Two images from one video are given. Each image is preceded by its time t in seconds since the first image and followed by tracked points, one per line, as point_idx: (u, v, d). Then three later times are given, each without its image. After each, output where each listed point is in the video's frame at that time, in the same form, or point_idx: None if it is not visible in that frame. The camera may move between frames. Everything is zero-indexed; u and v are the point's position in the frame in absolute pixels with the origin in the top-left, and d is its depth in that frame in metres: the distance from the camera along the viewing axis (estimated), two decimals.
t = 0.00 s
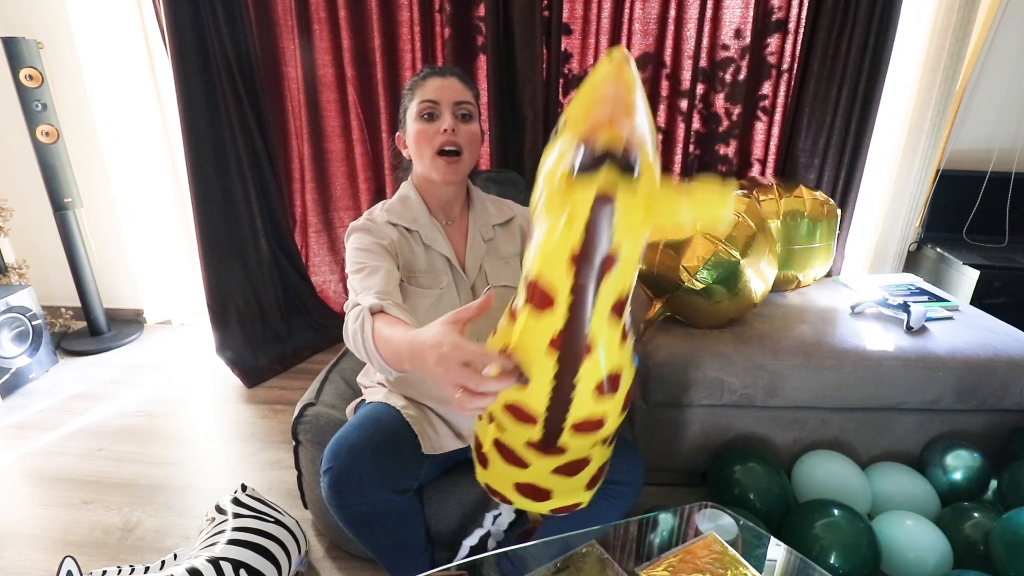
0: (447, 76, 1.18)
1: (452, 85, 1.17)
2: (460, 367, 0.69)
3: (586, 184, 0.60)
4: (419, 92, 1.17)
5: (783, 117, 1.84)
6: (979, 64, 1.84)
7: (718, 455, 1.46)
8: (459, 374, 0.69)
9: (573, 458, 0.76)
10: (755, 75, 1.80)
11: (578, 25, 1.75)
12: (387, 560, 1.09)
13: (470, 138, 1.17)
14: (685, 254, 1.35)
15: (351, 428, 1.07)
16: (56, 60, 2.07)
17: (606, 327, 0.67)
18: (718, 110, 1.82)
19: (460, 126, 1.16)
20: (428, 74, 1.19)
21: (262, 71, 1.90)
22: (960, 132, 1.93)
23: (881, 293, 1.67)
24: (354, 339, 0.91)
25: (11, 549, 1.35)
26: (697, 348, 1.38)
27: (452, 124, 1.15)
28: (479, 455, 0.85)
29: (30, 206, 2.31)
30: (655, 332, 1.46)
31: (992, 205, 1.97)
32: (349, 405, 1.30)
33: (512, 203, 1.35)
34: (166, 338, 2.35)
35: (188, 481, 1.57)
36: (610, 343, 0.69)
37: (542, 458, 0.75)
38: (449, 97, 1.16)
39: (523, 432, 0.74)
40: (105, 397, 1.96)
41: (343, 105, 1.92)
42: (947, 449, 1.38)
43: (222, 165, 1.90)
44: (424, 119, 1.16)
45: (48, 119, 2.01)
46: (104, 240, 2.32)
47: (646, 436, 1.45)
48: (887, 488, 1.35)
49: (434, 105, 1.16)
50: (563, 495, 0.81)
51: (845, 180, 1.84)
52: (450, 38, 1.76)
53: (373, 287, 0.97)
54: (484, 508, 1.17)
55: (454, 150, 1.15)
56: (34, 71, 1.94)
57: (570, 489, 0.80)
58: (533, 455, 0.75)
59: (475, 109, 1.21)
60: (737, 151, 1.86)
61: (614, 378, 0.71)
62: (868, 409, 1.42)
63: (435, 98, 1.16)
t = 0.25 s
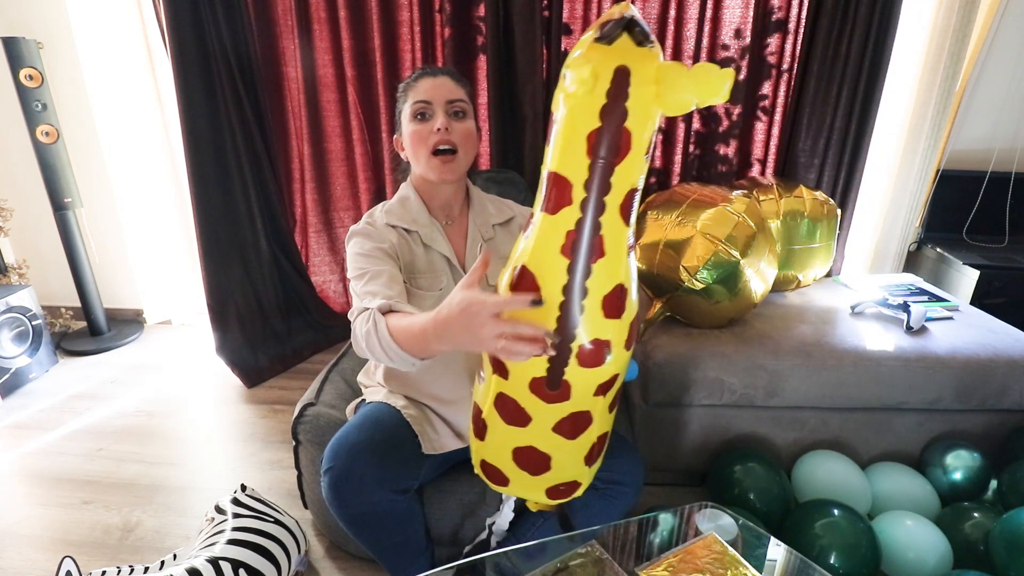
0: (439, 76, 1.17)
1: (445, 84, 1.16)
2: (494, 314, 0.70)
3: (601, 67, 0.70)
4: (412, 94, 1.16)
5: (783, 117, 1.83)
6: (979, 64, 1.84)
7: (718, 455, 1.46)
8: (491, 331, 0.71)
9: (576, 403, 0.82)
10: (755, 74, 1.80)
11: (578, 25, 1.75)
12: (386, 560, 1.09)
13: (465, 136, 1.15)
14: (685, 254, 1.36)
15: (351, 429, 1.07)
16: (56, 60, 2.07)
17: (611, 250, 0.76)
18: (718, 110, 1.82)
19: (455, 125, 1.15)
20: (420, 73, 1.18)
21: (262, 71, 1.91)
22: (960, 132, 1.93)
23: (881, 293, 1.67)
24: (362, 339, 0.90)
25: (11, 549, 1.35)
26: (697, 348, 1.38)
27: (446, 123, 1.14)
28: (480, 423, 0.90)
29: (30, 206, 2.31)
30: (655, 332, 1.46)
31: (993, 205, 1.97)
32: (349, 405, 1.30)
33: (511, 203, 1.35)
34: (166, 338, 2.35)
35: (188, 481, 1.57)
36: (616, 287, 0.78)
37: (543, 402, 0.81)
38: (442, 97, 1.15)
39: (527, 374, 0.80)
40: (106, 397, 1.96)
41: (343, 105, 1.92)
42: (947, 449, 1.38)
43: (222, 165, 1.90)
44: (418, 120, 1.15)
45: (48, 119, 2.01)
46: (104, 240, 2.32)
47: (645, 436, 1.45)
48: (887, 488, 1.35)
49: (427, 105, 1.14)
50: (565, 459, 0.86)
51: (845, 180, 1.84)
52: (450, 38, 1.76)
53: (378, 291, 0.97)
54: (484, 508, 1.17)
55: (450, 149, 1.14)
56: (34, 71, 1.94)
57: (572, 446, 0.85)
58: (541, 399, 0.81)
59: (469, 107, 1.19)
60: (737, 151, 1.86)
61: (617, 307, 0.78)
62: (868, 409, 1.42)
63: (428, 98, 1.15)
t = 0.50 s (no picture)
0: (430, 78, 1.15)
1: (436, 86, 1.14)
2: (487, 276, 0.75)
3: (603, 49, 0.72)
4: (404, 98, 1.15)
5: (783, 117, 1.83)
6: (979, 64, 1.84)
7: (717, 455, 1.46)
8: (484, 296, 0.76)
9: (550, 382, 0.81)
10: (755, 74, 1.80)
11: (578, 26, 1.75)
12: (386, 559, 1.09)
13: (458, 140, 1.14)
14: (685, 254, 1.36)
15: (351, 428, 1.07)
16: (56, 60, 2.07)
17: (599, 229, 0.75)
18: (718, 110, 1.82)
19: (447, 129, 1.14)
20: (412, 75, 1.17)
21: (262, 71, 1.91)
22: (960, 132, 1.93)
23: (881, 293, 1.67)
24: (360, 341, 0.91)
25: (11, 549, 1.35)
26: (697, 348, 1.38)
27: (438, 127, 1.13)
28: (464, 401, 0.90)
29: (30, 206, 2.31)
30: (655, 332, 1.46)
31: (993, 205, 1.97)
32: (349, 405, 1.30)
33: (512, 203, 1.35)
34: (165, 338, 2.35)
35: (188, 481, 1.57)
36: (601, 267, 0.77)
37: (520, 376, 0.81)
38: (433, 100, 1.13)
39: (507, 345, 0.81)
40: (106, 397, 1.96)
41: (343, 105, 1.92)
42: (947, 449, 1.38)
43: (222, 166, 1.90)
44: (411, 124, 1.14)
45: (48, 119, 2.01)
46: (104, 240, 2.32)
47: (645, 436, 1.45)
48: (887, 488, 1.35)
49: (418, 109, 1.13)
50: (537, 439, 0.84)
51: (845, 180, 1.84)
52: (450, 38, 1.76)
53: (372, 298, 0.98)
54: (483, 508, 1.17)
55: (442, 153, 1.13)
56: (34, 71, 1.94)
57: (543, 427, 0.84)
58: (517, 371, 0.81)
59: (463, 108, 1.18)
60: (737, 151, 1.86)
61: (599, 288, 0.78)
62: (868, 409, 1.42)
63: (420, 102, 1.14)
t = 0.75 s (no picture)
0: (428, 80, 1.14)
1: (433, 86, 1.13)
2: (436, 260, 0.63)
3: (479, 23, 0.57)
4: (402, 99, 1.15)
5: (783, 117, 1.83)
6: (979, 64, 1.84)
7: (717, 455, 1.46)
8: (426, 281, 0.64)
9: (482, 373, 0.65)
10: (755, 74, 1.80)
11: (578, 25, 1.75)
12: (386, 560, 1.09)
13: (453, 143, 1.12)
14: (685, 254, 1.36)
15: (350, 429, 1.08)
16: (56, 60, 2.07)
17: (500, 194, 0.59)
18: (718, 110, 1.82)
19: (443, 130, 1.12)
20: (412, 76, 1.17)
21: (262, 71, 1.90)
22: (960, 132, 1.93)
23: (881, 293, 1.67)
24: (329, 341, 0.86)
25: (11, 549, 1.35)
26: (697, 348, 1.38)
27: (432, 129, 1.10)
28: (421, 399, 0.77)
29: (30, 206, 2.31)
30: (655, 332, 1.46)
31: (992, 204, 1.97)
32: (349, 405, 1.31)
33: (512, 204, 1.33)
34: (165, 338, 2.35)
35: (187, 481, 1.57)
36: (513, 236, 0.61)
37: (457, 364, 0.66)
38: (429, 102, 1.11)
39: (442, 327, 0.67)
40: (106, 397, 1.96)
41: (343, 105, 1.92)
42: (947, 449, 1.38)
43: (222, 166, 1.90)
44: (408, 126, 1.12)
45: (48, 119, 2.01)
46: (103, 240, 2.32)
47: (645, 436, 1.45)
48: (887, 488, 1.35)
49: (416, 111, 1.11)
50: (487, 441, 0.68)
51: (845, 180, 1.85)
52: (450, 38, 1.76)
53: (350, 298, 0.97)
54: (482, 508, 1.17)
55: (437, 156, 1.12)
56: (34, 71, 1.94)
57: (492, 422, 0.67)
58: (449, 362, 0.67)
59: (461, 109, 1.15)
60: (737, 151, 1.87)
61: (511, 258, 0.61)
62: (868, 409, 1.42)
63: (416, 103, 1.12)
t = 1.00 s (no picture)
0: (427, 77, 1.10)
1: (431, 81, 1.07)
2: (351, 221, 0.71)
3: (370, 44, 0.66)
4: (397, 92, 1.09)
5: (783, 117, 1.83)
6: (979, 64, 1.84)
7: (717, 455, 1.46)
8: (350, 254, 0.73)
9: (428, 347, 0.75)
10: (755, 74, 1.80)
11: (578, 25, 1.75)
12: (386, 559, 1.09)
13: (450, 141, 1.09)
14: (685, 254, 1.36)
15: (349, 429, 1.08)
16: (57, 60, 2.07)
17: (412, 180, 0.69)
18: (718, 110, 1.82)
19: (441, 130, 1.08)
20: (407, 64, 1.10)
21: (262, 71, 1.90)
22: (960, 132, 1.93)
23: (881, 293, 1.67)
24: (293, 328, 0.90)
25: (11, 549, 1.35)
26: (697, 348, 1.38)
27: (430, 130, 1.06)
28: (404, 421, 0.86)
29: (30, 205, 2.31)
30: (655, 332, 1.46)
31: (992, 204, 1.97)
32: (349, 405, 1.30)
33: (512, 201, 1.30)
34: (165, 338, 2.35)
35: (187, 481, 1.57)
36: (430, 213, 0.71)
37: (435, 382, 0.77)
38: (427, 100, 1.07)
39: (411, 352, 0.76)
40: (106, 397, 1.96)
41: (343, 105, 1.92)
42: (947, 449, 1.38)
43: (222, 166, 1.90)
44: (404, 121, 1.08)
45: (48, 119, 2.01)
46: (104, 240, 2.32)
47: (646, 436, 1.45)
48: (887, 488, 1.35)
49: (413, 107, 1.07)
50: (455, 413, 0.77)
51: (845, 180, 1.85)
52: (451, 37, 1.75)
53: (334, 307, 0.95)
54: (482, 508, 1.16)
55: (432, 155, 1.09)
56: (34, 71, 1.94)
57: (453, 392, 0.76)
58: (426, 382, 0.77)
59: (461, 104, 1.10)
60: (737, 151, 1.86)
61: (422, 236, 0.72)
62: (868, 409, 1.42)
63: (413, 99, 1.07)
